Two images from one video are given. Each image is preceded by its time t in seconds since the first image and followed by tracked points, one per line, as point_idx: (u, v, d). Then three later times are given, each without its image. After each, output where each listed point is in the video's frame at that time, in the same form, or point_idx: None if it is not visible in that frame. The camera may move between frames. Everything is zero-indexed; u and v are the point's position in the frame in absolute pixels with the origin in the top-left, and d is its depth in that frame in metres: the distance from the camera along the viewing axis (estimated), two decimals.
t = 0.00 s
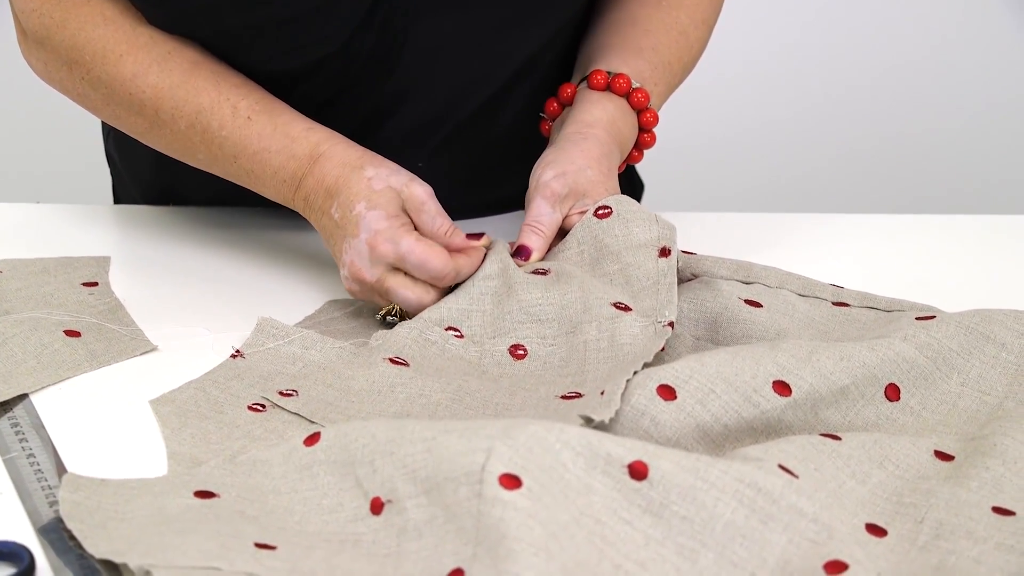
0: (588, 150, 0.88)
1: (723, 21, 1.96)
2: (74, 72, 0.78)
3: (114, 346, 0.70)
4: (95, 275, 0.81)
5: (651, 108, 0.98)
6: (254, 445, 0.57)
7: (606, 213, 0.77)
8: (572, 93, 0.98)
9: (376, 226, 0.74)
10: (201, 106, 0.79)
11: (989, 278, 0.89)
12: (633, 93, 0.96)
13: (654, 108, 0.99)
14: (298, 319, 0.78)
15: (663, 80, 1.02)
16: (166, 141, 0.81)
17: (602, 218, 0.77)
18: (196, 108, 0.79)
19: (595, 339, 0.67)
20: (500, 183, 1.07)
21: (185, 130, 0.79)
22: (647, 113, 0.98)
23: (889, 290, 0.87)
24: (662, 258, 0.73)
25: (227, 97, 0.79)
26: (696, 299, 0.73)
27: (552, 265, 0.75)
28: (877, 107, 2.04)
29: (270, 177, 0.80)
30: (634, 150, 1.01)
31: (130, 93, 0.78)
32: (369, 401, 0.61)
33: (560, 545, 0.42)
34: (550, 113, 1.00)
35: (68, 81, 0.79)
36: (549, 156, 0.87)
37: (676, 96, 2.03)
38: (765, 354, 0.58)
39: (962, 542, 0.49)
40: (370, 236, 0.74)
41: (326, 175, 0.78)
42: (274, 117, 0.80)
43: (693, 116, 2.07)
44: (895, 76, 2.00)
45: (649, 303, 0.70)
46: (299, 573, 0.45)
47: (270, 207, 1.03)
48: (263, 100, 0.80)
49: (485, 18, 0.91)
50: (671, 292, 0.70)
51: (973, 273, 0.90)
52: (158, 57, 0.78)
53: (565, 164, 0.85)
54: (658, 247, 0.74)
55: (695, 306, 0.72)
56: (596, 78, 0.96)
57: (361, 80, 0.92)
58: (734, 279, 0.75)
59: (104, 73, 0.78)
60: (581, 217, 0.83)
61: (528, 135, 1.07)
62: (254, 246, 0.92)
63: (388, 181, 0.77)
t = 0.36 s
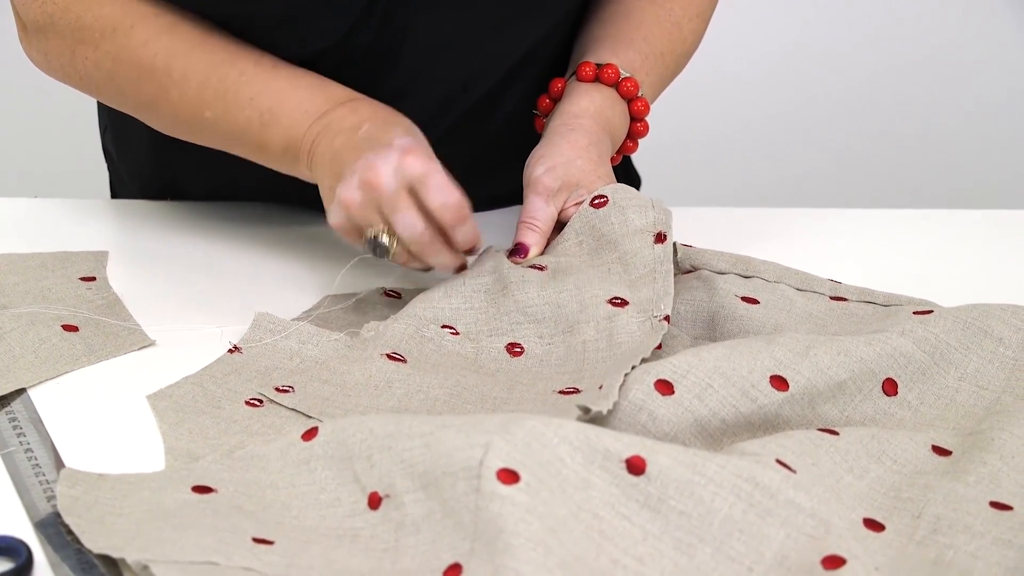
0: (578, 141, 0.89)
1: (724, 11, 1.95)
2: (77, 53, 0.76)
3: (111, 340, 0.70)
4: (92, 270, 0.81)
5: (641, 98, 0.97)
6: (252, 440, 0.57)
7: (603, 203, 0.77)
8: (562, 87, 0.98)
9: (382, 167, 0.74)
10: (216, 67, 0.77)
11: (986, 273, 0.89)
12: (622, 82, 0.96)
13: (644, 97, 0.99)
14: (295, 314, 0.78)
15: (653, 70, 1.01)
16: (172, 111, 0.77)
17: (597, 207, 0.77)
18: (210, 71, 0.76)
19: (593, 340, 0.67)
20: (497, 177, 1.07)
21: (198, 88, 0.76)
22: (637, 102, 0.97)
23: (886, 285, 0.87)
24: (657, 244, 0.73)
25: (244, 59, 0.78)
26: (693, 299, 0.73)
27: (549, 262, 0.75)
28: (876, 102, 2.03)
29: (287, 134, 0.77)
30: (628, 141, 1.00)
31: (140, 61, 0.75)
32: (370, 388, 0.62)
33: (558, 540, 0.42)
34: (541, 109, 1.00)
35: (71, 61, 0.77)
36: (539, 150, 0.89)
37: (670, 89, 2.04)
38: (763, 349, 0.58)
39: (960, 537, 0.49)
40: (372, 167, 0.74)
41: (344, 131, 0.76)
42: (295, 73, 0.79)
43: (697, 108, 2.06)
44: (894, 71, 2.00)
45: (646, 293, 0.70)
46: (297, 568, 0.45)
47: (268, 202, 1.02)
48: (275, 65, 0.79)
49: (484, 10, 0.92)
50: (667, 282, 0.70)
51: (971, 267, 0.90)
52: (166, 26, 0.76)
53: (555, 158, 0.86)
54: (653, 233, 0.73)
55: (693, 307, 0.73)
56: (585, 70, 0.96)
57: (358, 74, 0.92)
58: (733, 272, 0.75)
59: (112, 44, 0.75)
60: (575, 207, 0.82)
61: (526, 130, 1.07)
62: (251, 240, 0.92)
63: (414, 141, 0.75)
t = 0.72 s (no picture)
0: (584, 142, 0.89)
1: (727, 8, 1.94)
2: (74, 43, 0.72)
3: (111, 340, 0.70)
4: (92, 269, 0.81)
5: (647, 93, 0.98)
6: (252, 439, 0.57)
7: (610, 200, 0.78)
8: (568, 91, 0.98)
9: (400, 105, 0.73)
10: (228, 53, 0.71)
11: (985, 272, 0.89)
12: (626, 80, 0.96)
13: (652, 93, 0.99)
14: (295, 313, 0.78)
15: (658, 66, 1.01)
16: (189, 105, 0.74)
17: (604, 206, 0.78)
18: (221, 55, 0.71)
19: (598, 350, 0.67)
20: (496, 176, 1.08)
21: (179, 61, 0.71)
22: (644, 97, 0.97)
23: (885, 285, 0.87)
24: (666, 241, 0.73)
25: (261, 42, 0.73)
26: (692, 301, 0.73)
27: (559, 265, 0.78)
28: (876, 101, 2.04)
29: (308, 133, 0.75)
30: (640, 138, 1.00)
31: (149, 52, 0.71)
32: (369, 389, 0.62)
33: (558, 540, 0.42)
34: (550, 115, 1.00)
35: (74, 55, 0.73)
36: (545, 156, 0.89)
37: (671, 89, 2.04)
38: (762, 349, 0.58)
39: (959, 536, 0.49)
40: (389, 103, 0.73)
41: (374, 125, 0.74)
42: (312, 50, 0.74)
43: (699, 106, 2.06)
44: (893, 70, 2.00)
45: (655, 298, 0.69)
46: (297, 567, 0.45)
47: (267, 201, 1.03)
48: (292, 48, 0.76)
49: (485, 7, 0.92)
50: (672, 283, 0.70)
51: (971, 267, 0.90)
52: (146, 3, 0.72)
53: (561, 162, 0.87)
54: (661, 230, 0.74)
55: (691, 308, 0.73)
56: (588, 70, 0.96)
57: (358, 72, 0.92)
58: (732, 272, 0.75)
59: (101, 33, 0.71)
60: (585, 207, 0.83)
61: (528, 129, 1.07)
62: (253, 240, 0.92)
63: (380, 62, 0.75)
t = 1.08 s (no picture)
0: (589, 155, 0.89)
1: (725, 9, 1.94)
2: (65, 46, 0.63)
3: (110, 342, 0.70)
4: (92, 271, 0.81)
5: (652, 101, 0.97)
6: (252, 441, 0.57)
7: (618, 212, 0.78)
8: (573, 107, 0.97)
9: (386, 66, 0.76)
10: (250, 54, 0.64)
11: (984, 274, 0.89)
12: (629, 89, 0.95)
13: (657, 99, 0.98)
14: (294, 315, 0.78)
15: (662, 74, 0.99)
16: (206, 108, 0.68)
17: (615, 217, 0.78)
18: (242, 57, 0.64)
19: (603, 358, 0.68)
20: (499, 177, 1.05)
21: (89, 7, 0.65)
22: (649, 105, 0.97)
23: (885, 287, 0.87)
24: (676, 255, 0.72)
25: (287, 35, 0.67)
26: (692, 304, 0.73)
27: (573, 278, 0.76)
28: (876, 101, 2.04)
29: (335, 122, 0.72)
30: (649, 145, 1.01)
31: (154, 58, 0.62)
32: (371, 377, 0.62)
33: (558, 542, 0.42)
34: (557, 131, 0.99)
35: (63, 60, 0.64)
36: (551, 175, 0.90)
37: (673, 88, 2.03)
38: (763, 350, 0.58)
39: (959, 538, 0.49)
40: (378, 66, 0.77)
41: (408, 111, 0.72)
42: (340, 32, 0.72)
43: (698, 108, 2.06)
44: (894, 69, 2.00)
45: (662, 309, 0.69)
46: (297, 569, 0.45)
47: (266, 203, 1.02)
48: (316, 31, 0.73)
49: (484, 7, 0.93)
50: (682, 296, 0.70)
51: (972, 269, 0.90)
52: None
53: (566, 179, 0.87)
54: (671, 245, 0.73)
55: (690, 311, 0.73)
56: (590, 87, 0.95)
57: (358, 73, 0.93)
58: (732, 274, 0.75)
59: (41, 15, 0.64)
60: (595, 221, 0.83)
61: (530, 133, 1.05)
62: (252, 240, 0.92)
63: None
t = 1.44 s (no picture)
0: (590, 158, 0.89)
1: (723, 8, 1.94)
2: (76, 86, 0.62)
3: (111, 342, 0.70)
4: (91, 272, 0.81)
5: (653, 103, 0.97)
6: (252, 441, 0.57)
7: (621, 215, 0.78)
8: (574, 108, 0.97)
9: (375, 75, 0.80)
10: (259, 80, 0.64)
11: (983, 274, 0.89)
12: (630, 91, 0.95)
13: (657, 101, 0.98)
14: (293, 316, 0.78)
15: (661, 76, 0.99)
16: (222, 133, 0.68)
17: (615, 220, 0.78)
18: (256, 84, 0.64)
19: (603, 360, 0.68)
20: (498, 178, 1.05)
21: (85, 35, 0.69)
22: (649, 108, 0.97)
23: (886, 288, 0.87)
24: (678, 258, 0.73)
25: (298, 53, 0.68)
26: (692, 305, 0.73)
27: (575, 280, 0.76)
28: (877, 103, 2.03)
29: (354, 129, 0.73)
30: (651, 146, 1.00)
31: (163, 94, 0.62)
32: (370, 377, 0.62)
33: (557, 542, 0.42)
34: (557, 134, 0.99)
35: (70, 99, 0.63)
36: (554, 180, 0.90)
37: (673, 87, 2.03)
38: (763, 351, 0.58)
39: (959, 539, 0.49)
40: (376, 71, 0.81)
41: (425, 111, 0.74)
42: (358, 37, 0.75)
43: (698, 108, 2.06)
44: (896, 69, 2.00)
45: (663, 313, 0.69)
46: (297, 569, 0.45)
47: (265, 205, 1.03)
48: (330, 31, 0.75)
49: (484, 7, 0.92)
50: (684, 298, 0.69)
51: (973, 270, 0.90)
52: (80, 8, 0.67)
53: (567, 184, 0.87)
54: (674, 248, 0.74)
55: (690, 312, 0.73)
56: (590, 87, 0.95)
57: (357, 68, 0.92)
58: (732, 275, 0.75)
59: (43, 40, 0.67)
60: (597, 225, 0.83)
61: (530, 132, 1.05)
62: (251, 240, 0.92)
63: None
